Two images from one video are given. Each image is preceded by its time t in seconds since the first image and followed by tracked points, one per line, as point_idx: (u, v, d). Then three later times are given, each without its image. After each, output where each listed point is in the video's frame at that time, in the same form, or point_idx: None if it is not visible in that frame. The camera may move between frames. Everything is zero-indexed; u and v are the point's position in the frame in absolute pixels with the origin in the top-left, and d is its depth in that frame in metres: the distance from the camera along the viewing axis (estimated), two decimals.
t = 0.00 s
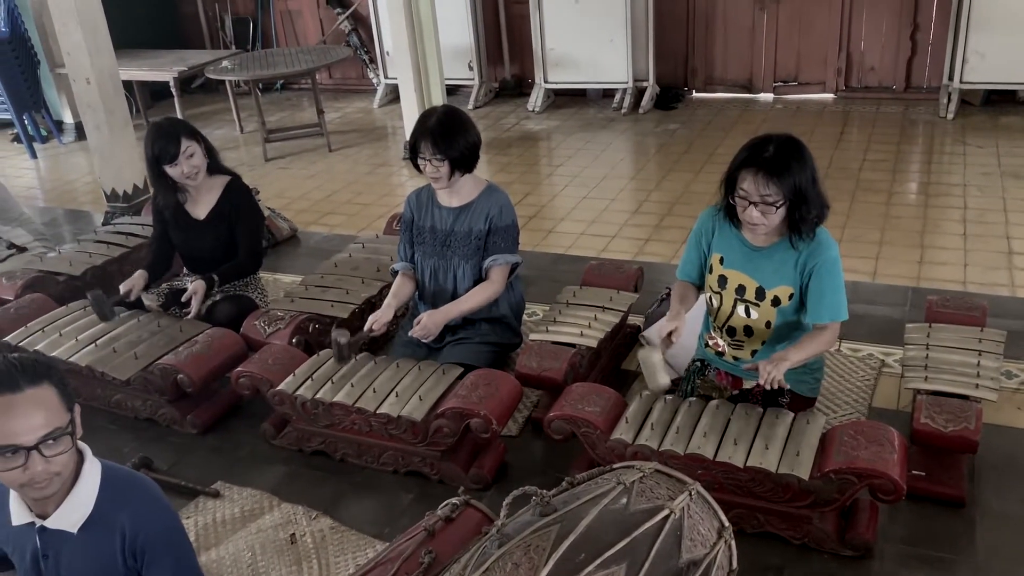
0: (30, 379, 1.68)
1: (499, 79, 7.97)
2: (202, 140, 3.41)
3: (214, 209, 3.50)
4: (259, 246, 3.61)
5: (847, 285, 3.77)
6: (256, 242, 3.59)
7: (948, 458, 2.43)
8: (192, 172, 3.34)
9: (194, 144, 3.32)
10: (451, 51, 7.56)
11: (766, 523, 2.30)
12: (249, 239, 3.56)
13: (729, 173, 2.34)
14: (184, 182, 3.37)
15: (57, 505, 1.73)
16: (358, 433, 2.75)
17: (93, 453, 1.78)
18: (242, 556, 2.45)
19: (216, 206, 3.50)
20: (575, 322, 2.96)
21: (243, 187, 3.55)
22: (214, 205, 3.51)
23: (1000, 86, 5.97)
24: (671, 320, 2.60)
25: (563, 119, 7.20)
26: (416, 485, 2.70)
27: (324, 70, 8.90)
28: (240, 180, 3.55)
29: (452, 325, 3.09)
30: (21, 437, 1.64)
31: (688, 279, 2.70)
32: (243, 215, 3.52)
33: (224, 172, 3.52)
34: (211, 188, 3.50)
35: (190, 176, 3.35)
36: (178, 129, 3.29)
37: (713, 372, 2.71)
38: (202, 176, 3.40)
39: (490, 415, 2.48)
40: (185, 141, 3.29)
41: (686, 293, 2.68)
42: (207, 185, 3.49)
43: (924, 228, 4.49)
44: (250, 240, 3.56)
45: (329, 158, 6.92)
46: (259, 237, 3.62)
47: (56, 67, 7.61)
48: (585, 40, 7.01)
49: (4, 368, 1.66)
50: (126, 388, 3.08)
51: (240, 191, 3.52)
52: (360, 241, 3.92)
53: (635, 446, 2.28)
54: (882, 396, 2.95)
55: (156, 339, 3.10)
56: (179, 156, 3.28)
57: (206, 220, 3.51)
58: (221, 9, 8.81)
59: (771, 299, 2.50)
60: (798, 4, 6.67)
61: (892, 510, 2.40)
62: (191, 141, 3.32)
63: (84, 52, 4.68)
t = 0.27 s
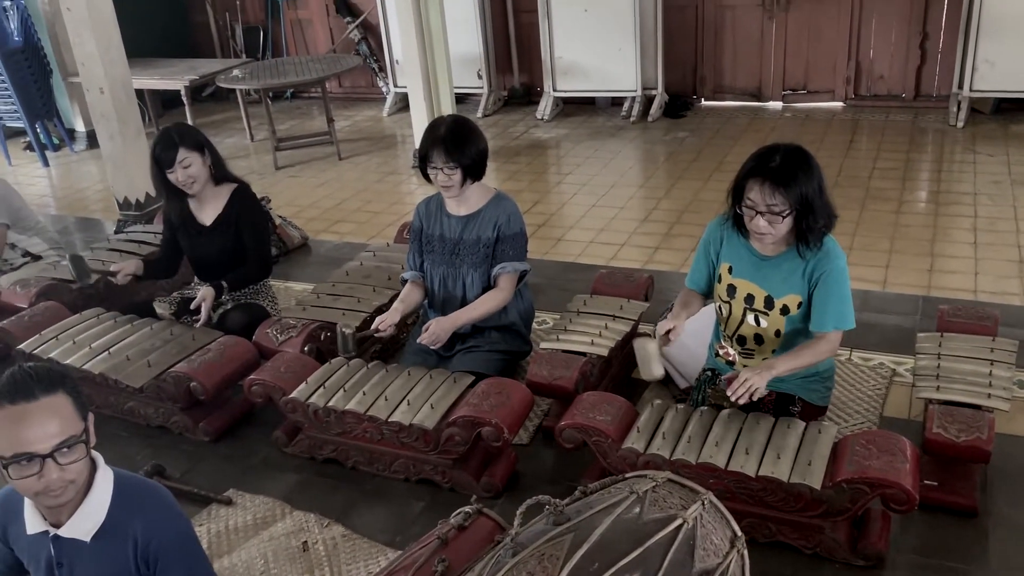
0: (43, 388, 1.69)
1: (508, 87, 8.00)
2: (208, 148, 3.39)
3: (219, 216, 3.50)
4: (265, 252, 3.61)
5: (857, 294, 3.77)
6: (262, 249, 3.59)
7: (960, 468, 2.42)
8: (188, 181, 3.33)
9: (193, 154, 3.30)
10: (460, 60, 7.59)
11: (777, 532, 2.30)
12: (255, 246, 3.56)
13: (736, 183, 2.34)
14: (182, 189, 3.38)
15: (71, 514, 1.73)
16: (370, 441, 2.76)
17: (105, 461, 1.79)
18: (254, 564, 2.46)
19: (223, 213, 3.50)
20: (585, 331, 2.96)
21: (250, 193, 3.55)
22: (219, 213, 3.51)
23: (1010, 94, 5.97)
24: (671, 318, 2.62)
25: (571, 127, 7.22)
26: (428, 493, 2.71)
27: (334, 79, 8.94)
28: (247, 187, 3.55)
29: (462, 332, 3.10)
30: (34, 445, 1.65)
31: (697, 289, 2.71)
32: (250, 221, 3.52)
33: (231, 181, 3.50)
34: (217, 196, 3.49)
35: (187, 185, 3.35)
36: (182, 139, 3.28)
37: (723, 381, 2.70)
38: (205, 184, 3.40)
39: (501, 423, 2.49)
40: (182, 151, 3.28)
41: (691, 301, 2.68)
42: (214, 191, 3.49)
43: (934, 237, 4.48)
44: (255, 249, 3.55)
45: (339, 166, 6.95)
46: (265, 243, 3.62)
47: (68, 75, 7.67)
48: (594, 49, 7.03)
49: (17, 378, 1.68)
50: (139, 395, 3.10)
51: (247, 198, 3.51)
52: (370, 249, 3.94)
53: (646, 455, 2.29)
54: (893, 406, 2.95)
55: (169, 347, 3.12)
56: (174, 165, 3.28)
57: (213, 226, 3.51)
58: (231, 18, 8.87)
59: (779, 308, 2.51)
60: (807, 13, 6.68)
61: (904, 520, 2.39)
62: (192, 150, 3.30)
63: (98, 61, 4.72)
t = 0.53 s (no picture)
0: (44, 395, 1.70)
1: (519, 93, 8.02)
2: (217, 163, 3.38)
3: (229, 224, 3.52)
4: (275, 258, 3.63)
5: (870, 301, 3.77)
6: (271, 256, 3.60)
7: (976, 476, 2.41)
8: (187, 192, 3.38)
9: (192, 168, 3.32)
10: (471, 66, 7.61)
11: (791, 540, 2.30)
12: (265, 252, 3.57)
13: (746, 189, 2.35)
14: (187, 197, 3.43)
15: (89, 518, 1.76)
16: (383, 447, 2.77)
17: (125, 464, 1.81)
18: (269, 568, 2.47)
19: (233, 219, 3.51)
20: (598, 337, 2.97)
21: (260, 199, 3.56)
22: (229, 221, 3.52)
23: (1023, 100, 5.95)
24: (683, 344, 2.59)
25: (582, 134, 7.23)
26: (441, 499, 2.72)
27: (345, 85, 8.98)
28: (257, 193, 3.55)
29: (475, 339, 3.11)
30: (22, 453, 1.67)
31: (710, 295, 2.71)
32: (260, 228, 3.52)
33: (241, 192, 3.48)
34: (227, 206, 3.50)
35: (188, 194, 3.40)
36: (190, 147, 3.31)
37: (737, 388, 2.73)
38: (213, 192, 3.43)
39: (515, 429, 2.49)
40: (181, 163, 3.31)
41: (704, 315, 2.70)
42: (224, 197, 3.49)
43: (947, 244, 4.47)
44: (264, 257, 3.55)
45: (350, 172, 6.97)
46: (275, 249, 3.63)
47: (83, 81, 7.73)
48: (605, 55, 7.04)
49: (27, 383, 1.71)
50: (155, 400, 3.12)
51: (257, 204, 3.52)
52: (383, 255, 3.95)
53: (661, 461, 2.29)
54: (907, 413, 2.94)
55: (184, 353, 3.14)
56: (174, 175, 3.34)
57: (225, 232, 3.54)
58: (244, 25, 8.92)
59: (789, 315, 2.50)
60: (819, 19, 6.67)
61: (919, 528, 2.39)
62: (192, 164, 3.32)
63: (114, 69, 4.76)
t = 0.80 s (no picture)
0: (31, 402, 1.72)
1: (530, 98, 8.03)
2: (226, 168, 3.38)
3: (239, 226, 3.54)
4: (286, 263, 3.62)
5: (882, 307, 3.76)
6: (282, 260, 3.59)
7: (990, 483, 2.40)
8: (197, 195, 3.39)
9: (201, 172, 3.33)
10: (483, 71, 7.63)
11: (805, 545, 2.29)
12: (275, 256, 3.57)
13: (757, 194, 2.35)
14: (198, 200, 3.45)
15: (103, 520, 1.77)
16: (396, 450, 2.78)
17: (148, 470, 1.83)
18: (282, 571, 2.48)
19: (243, 224, 3.53)
20: (610, 341, 2.97)
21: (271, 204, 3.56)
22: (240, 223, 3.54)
23: None
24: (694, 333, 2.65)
25: (593, 138, 7.24)
26: (454, 502, 2.73)
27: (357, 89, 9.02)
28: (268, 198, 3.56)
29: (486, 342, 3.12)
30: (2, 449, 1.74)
31: (723, 299, 2.72)
32: (268, 232, 3.53)
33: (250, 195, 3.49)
34: (237, 208, 3.52)
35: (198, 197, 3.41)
36: (199, 152, 3.31)
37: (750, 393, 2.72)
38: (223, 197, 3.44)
39: (528, 433, 2.50)
40: (190, 168, 3.32)
41: (717, 314, 2.70)
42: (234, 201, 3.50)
43: (960, 249, 4.45)
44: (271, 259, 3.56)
45: (362, 176, 7.00)
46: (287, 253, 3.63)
47: (97, 85, 7.78)
48: (616, 60, 7.05)
49: (40, 386, 1.74)
50: (169, 402, 3.14)
51: (267, 208, 3.52)
52: (395, 259, 3.97)
53: (673, 466, 2.29)
54: (921, 419, 2.94)
55: (198, 355, 3.16)
56: (183, 179, 3.35)
57: (236, 236, 3.56)
58: (256, 29, 8.97)
59: (799, 320, 2.50)
60: (831, 23, 6.66)
61: (932, 535, 2.38)
62: (202, 168, 3.33)
63: (129, 73, 4.80)
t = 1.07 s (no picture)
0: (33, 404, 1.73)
1: (541, 101, 8.04)
2: (228, 174, 3.37)
3: (245, 231, 3.54)
4: (287, 272, 3.63)
5: (895, 312, 3.75)
6: (282, 269, 3.60)
7: (1003, 489, 2.39)
8: (203, 194, 3.45)
9: (203, 172, 3.37)
10: (494, 74, 7.65)
11: (816, 550, 2.29)
12: (275, 265, 3.57)
13: (768, 198, 2.35)
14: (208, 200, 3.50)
15: (116, 520, 1.78)
16: (408, 452, 2.79)
17: (160, 472, 1.83)
18: (294, 572, 2.49)
19: (249, 228, 3.53)
20: (622, 345, 2.97)
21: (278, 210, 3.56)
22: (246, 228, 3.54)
23: None
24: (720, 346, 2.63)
25: (604, 141, 7.25)
26: (465, 505, 2.74)
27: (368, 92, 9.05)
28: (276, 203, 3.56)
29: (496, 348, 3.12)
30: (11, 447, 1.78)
31: (732, 304, 2.72)
32: (271, 238, 3.52)
33: (256, 201, 3.49)
34: (244, 213, 3.52)
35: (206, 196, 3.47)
36: (210, 155, 3.35)
37: (762, 398, 2.73)
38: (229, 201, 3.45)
39: (539, 436, 2.51)
40: (195, 167, 3.38)
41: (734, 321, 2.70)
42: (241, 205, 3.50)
43: (973, 254, 4.44)
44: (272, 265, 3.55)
45: (373, 179, 7.02)
46: (288, 263, 3.63)
47: (110, 88, 7.82)
48: (627, 63, 7.06)
49: (50, 389, 1.75)
50: (182, 404, 3.16)
51: (273, 215, 3.52)
52: (407, 262, 3.98)
53: (684, 470, 2.30)
54: (934, 425, 2.93)
55: (211, 357, 3.18)
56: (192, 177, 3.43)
57: (240, 239, 3.56)
58: (268, 32, 9.01)
59: (809, 325, 2.50)
60: (843, 27, 6.65)
61: (946, 541, 2.37)
62: (204, 170, 3.37)
63: (143, 77, 4.84)
